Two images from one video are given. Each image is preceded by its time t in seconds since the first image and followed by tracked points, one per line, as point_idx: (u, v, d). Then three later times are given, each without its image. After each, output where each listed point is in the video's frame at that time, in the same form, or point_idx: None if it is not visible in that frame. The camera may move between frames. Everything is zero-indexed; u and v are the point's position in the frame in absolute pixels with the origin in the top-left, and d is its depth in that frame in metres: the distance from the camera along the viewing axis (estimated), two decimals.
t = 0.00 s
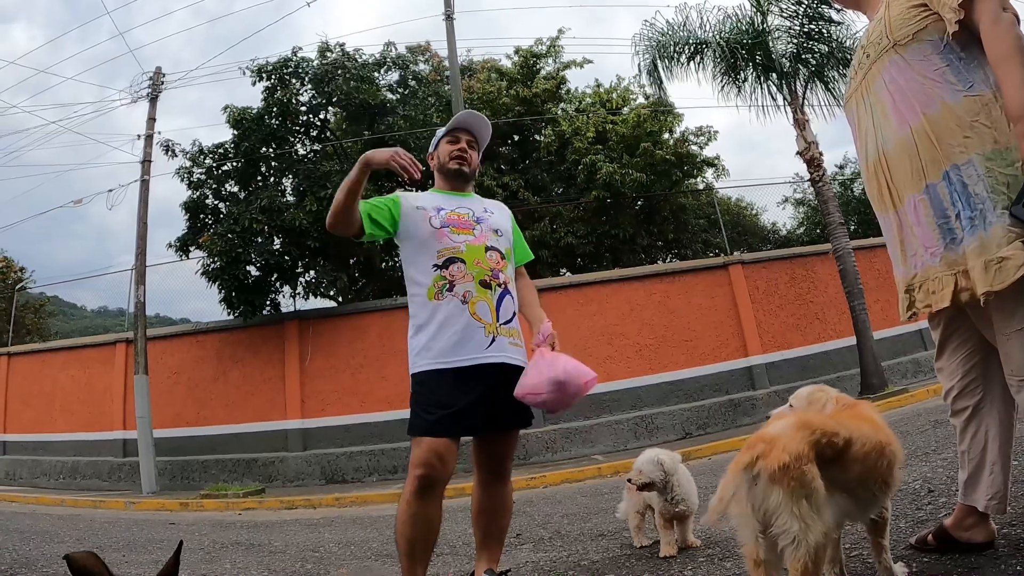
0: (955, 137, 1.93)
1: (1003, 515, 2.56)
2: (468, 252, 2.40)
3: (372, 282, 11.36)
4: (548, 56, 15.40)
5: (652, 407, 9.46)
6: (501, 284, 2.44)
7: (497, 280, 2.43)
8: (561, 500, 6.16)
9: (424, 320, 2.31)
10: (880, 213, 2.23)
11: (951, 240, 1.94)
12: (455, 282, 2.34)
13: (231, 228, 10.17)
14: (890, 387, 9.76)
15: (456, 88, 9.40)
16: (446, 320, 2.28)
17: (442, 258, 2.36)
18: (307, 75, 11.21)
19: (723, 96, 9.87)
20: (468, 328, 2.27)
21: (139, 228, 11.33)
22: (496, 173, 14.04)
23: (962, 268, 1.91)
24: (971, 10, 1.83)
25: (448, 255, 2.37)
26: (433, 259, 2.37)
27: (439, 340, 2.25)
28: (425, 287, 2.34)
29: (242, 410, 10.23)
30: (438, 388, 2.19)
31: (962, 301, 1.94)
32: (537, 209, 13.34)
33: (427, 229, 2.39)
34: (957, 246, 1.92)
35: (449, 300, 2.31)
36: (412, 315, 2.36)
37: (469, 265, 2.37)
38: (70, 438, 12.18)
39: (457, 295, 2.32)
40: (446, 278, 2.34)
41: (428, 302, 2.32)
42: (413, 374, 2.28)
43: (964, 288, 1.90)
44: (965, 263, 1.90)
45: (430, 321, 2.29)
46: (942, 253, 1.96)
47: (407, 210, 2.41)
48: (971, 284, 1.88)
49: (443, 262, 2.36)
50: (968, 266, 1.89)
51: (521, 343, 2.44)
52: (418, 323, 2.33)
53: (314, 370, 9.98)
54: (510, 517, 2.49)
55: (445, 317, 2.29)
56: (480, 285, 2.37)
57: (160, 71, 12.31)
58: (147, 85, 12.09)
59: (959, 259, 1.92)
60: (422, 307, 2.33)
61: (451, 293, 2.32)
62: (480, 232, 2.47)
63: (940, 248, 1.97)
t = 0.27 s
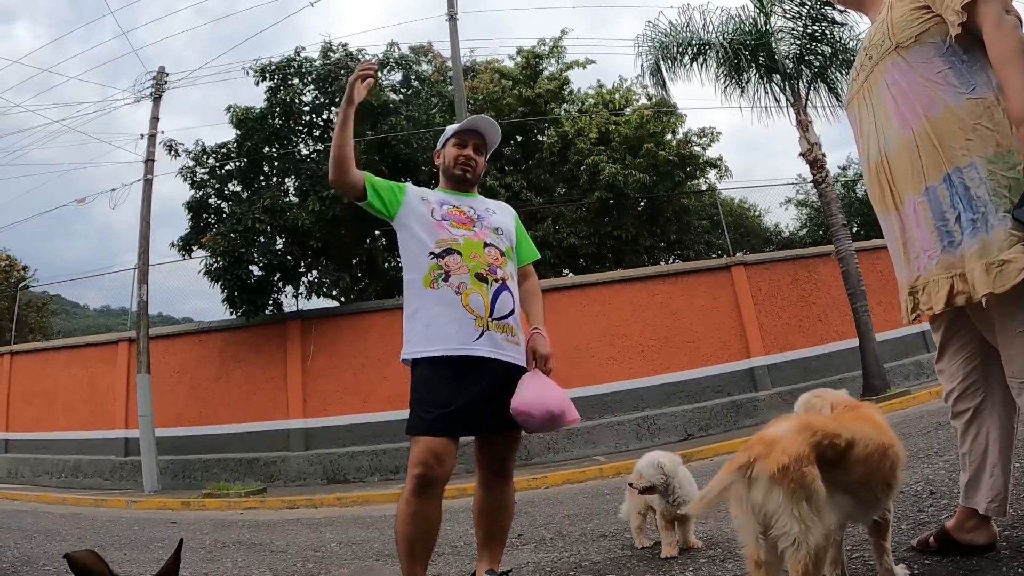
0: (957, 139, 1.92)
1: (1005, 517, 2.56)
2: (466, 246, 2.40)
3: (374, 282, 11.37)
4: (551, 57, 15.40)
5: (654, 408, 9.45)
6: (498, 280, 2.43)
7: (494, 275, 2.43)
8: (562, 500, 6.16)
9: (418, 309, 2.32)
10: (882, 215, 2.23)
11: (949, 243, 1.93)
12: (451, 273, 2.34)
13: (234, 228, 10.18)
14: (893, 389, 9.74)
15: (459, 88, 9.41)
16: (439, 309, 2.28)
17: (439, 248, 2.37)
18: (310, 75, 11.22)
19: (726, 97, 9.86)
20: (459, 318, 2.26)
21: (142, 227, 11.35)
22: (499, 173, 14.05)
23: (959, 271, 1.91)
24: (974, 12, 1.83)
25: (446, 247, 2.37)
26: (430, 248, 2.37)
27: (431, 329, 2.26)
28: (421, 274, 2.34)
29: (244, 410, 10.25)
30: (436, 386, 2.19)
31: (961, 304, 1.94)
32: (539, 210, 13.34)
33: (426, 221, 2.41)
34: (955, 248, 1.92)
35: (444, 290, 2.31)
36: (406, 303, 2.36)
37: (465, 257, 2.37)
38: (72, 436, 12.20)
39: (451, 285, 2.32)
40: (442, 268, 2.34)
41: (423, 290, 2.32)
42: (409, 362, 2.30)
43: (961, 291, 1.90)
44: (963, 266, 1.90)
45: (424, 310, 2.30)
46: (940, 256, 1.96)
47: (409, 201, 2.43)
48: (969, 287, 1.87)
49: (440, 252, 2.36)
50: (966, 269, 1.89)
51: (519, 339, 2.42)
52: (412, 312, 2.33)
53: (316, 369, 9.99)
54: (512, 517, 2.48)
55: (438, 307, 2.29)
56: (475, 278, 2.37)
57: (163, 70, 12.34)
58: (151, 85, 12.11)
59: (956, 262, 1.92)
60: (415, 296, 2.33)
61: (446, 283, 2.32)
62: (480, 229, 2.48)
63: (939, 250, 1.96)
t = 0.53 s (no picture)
0: (957, 140, 1.93)
1: (1005, 517, 2.56)
2: (467, 245, 2.40)
3: (374, 283, 11.38)
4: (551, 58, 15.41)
5: (654, 409, 9.45)
6: (499, 279, 2.44)
7: (495, 274, 2.43)
8: (562, 501, 6.16)
9: (418, 309, 2.32)
10: (881, 216, 2.23)
11: (949, 244, 1.94)
12: (452, 272, 2.34)
13: (234, 229, 10.19)
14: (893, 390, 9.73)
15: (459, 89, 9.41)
16: (439, 309, 2.28)
17: (441, 248, 2.37)
18: (311, 75, 11.23)
19: (726, 97, 9.86)
20: (459, 318, 2.27)
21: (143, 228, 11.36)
22: (499, 174, 14.05)
23: (959, 272, 1.91)
24: (972, 12, 1.83)
25: (447, 246, 2.38)
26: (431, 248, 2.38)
27: (432, 328, 2.26)
28: (422, 274, 2.35)
29: (244, 410, 10.25)
30: (436, 386, 2.20)
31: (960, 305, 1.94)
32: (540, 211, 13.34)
33: (427, 220, 2.42)
34: (955, 249, 1.92)
35: (445, 289, 2.31)
36: (407, 302, 2.37)
37: (466, 256, 2.37)
38: (73, 437, 12.20)
39: (452, 284, 2.32)
40: (443, 267, 2.34)
41: (423, 288, 2.32)
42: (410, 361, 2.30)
43: (961, 292, 1.90)
44: (963, 267, 1.90)
45: (425, 310, 2.30)
46: (940, 257, 1.96)
47: (411, 201, 2.44)
48: (969, 287, 1.88)
49: (441, 251, 2.37)
50: (966, 270, 1.89)
51: (520, 339, 2.42)
52: (413, 311, 2.33)
53: (316, 370, 9.99)
54: (513, 517, 2.48)
55: (438, 306, 2.29)
56: (476, 277, 2.37)
57: (163, 71, 12.35)
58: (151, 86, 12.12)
59: (955, 263, 1.92)
60: (416, 295, 2.34)
61: (447, 282, 2.32)
62: (481, 229, 2.49)
63: (938, 252, 1.96)
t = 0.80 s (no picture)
0: (959, 149, 1.93)
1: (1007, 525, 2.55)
2: (474, 256, 2.41)
3: (375, 285, 11.38)
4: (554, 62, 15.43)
5: (656, 414, 9.44)
6: (506, 288, 2.44)
7: (502, 283, 2.43)
8: (563, 506, 6.15)
9: (428, 322, 2.31)
10: (883, 224, 2.23)
11: (952, 252, 1.94)
12: (461, 285, 2.34)
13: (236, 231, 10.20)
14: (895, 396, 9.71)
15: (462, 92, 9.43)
16: (451, 322, 2.27)
17: (447, 261, 2.37)
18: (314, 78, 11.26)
19: (729, 103, 9.87)
20: (474, 331, 2.26)
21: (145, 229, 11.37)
22: (501, 178, 14.07)
23: (963, 280, 1.91)
24: (974, 20, 1.83)
25: (454, 258, 2.37)
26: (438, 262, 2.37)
27: (444, 341, 2.24)
28: (430, 289, 2.34)
29: (245, 412, 10.25)
30: (439, 392, 2.19)
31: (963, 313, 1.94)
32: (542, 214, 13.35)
33: (433, 232, 2.41)
34: (959, 257, 1.92)
35: (455, 303, 2.31)
36: (417, 317, 2.36)
37: (474, 268, 2.37)
38: (73, 437, 12.20)
39: (462, 298, 2.32)
40: (451, 281, 2.34)
41: (433, 304, 2.32)
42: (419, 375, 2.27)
43: (966, 300, 1.90)
44: (967, 275, 1.90)
45: (435, 323, 2.30)
46: (943, 265, 1.96)
47: (415, 212, 2.43)
48: (973, 295, 1.87)
49: (448, 264, 2.36)
50: (970, 278, 1.88)
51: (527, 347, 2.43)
52: (423, 326, 2.33)
53: (317, 372, 9.99)
54: (514, 521, 2.48)
55: (449, 319, 2.28)
56: (485, 288, 2.37)
57: (167, 73, 12.39)
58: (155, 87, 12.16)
59: (960, 272, 1.92)
60: (426, 310, 2.34)
61: (457, 296, 2.32)
62: (487, 237, 2.49)
63: (943, 260, 1.96)
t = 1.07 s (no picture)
0: (960, 153, 1.92)
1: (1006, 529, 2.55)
2: (477, 258, 2.40)
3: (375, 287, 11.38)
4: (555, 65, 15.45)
5: (655, 416, 9.43)
6: (508, 292, 2.44)
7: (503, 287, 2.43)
8: (562, 508, 6.14)
9: (429, 323, 2.32)
10: (883, 227, 2.23)
11: (954, 257, 1.94)
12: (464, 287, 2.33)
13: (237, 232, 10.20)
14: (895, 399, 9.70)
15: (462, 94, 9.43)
16: (452, 325, 2.28)
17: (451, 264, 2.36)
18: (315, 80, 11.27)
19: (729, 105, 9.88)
20: (473, 333, 2.26)
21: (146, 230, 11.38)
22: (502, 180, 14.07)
23: (964, 285, 1.90)
24: (974, 25, 1.83)
25: (458, 261, 2.37)
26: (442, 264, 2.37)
27: (444, 343, 2.25)
28: (432, 290, 2.35)
29: (245, 414, 10.24)
30: (440, 394, 2.19)
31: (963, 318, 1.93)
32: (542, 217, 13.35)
33: (437, 234, 2.39)
34: (960, 262, 1.92)
35: (457, 304, 2.31)
36: (419, 318, 2.36)
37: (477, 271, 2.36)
38: (72, 438, 12.20)
39: (464, 299, 2.31)
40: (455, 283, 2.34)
41: (434, 303, 2.33)
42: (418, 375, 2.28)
43: (967, 305, 1.89)
44: (968, 281, 1.89)
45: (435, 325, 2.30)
46: (944, 270, 1.96)
47: (420, 215, 2.41)
48: (974, 300, 1.87)
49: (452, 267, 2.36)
50: (970, 283, 1.88)
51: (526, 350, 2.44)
52: (425, 327, 2.33)
53: (317, 374, 9.99)
54: (513, 522, 2.48)
55: (450, 321, 2.29)
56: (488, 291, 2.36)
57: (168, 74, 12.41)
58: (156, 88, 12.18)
59: (961, 277, 1.91)
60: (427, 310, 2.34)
61: (459, 297, 2.32)
62: (490, 240, 2.48)
63: (944, 265, 1.96)
